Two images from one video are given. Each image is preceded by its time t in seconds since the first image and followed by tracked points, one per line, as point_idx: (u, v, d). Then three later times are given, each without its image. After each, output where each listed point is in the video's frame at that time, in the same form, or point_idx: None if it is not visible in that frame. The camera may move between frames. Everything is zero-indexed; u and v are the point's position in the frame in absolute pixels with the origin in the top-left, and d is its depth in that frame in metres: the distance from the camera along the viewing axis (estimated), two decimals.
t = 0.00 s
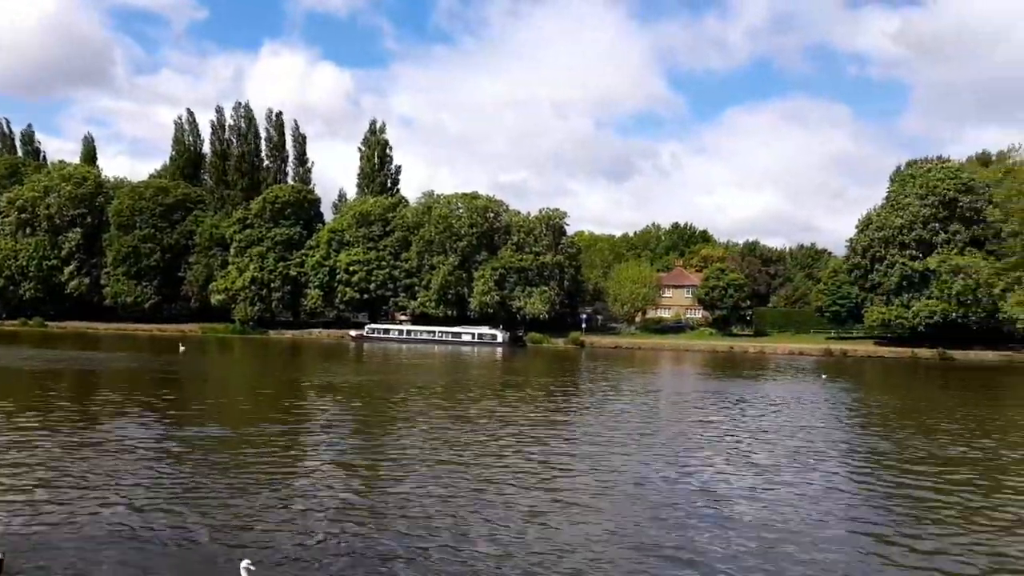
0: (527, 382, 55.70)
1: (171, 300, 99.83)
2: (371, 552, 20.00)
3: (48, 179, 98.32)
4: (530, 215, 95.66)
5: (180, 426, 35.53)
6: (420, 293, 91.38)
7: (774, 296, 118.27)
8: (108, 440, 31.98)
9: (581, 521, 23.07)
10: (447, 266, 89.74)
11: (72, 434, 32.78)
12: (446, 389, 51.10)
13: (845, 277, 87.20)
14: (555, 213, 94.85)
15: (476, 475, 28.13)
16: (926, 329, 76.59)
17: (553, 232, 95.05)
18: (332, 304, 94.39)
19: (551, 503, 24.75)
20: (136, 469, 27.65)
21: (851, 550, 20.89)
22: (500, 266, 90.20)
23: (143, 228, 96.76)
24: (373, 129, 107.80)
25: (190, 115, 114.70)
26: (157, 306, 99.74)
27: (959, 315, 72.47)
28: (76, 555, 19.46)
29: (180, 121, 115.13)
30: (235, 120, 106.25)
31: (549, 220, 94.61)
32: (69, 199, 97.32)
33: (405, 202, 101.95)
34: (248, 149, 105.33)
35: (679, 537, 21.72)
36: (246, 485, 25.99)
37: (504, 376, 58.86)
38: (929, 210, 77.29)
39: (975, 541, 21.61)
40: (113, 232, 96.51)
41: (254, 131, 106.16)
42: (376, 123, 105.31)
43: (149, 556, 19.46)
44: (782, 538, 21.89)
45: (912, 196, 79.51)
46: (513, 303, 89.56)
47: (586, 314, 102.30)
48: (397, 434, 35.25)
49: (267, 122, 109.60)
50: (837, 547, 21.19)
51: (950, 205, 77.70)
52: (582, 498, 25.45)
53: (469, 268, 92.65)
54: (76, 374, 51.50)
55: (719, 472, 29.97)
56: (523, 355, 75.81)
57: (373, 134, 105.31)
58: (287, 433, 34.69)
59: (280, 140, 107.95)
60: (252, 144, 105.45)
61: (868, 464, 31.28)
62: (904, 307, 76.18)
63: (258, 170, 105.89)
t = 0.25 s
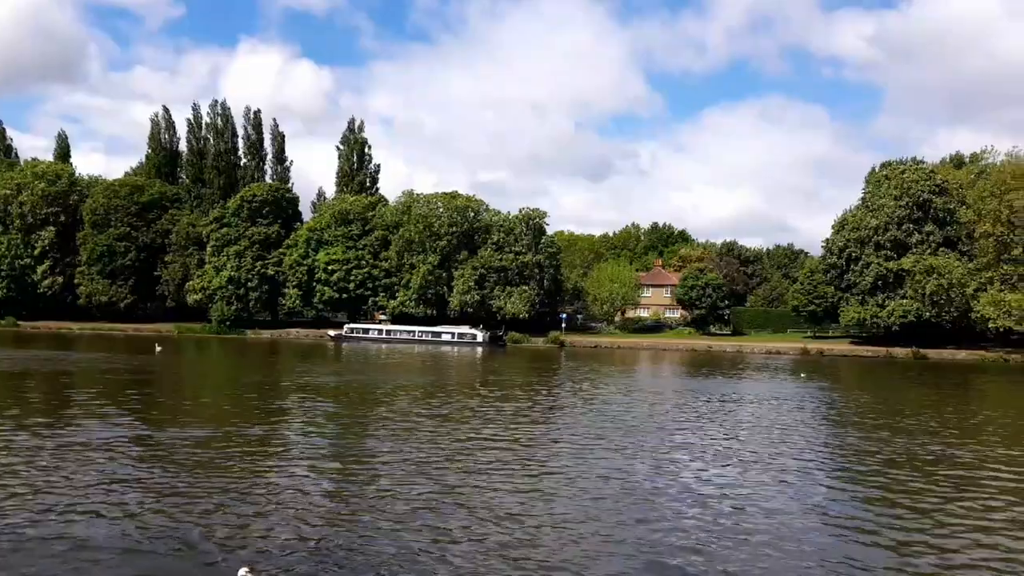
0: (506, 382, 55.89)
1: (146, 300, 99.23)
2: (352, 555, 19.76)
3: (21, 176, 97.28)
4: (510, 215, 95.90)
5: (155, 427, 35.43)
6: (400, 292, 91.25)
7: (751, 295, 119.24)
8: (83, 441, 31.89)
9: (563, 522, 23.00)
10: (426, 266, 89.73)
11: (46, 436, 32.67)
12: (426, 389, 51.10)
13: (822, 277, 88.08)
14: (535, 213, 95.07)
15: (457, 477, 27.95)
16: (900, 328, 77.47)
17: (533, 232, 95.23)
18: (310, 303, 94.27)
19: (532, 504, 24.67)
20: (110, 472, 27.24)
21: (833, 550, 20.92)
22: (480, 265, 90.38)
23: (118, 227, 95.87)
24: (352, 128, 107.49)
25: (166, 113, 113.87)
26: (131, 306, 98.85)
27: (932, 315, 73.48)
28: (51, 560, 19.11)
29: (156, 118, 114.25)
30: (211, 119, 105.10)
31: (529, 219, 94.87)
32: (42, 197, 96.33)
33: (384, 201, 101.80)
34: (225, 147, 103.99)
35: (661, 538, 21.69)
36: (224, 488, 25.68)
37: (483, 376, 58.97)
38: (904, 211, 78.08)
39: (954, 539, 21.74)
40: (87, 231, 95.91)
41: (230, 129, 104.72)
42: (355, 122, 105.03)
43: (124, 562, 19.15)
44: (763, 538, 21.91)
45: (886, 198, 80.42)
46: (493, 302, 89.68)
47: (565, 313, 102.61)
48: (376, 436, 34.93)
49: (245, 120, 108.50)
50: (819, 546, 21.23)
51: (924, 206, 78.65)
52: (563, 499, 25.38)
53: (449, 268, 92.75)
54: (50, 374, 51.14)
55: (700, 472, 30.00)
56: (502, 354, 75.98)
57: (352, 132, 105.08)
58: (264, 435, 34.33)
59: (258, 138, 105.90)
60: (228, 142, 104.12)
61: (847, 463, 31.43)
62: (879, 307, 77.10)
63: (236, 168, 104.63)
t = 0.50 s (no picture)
0: (482, 381, 56.12)
1: (117, 299, 98.49)
2: (333, 554, 19.89)
3: None
4: (487, 214, 96.09)
5: (126, 427, 35.30)
6: (376, 292, 91.02)
7: (726, 294, 120.34)
8: (53, 443, 31.73)
9: (542, 519, 23.27)
10: (403, 265, 89.71)
11: (15, 436, 32.51)
12: (402, 389, 51.15)
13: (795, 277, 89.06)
14: (513, 213, 95.25)
15: (435, 477, 28.14)
16: (871, 327, 78.65)
17: (510, 231, 95.43)
18: (285, 303, 93.93)
19: (511, 503, 24.91)
20: (85, 474, 27.08)
21: (807, 544, 21.38)
22: (457, 264, 90.51)
23: (88, 225, 95.08)
24: (327, 126, 107.09)
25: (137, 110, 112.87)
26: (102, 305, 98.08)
27: (903, 314, 74.57)
28: (31, 559, 19.04)
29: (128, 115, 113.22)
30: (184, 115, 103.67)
31: (507, 218, 95.12)
32: (10, 194, 95.29)
33: (360, 200, 101.55)
34: (198, 145, 102.68)
35: (640, 535, 22.03)
36: (202, 489, 25.66)
37: (459, 376, 59.10)
38: (875, 212, 79.19)
39: (924, 533, 22.30)
40: (56, 229, 95.01)
41: (203, 126, 103.19)
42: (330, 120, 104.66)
43: (105, 561, 19.13)
44: (739, 533, 22.33)
45: (858, 199, 81.58)
46: (470, 301, 89.78)
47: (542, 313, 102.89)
48: (353, 436, 34.97)
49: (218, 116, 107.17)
50: (793, 541, 21.67)
51: (895, 207, 79.82)
52: (541, 498, 25.64)
53: (425, 267, 92.87)
54: (19, 375, 50.73)
55: (675, 470, 30.41)
56: (479, 354, 76.13)
57: (327, 131, 104.71)
58: (239, 436, 34.25)
59: (232, 136, 104.91)
60: (201, 139, 102.60)
61: (820, 461, 32.00)
62: (851, 306, 78.12)
63: (209, 166, 103.47)
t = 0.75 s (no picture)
0: (461, 381, 56.34)
1: (90, 298, 97.79)
2: (313, 553, 19.96)
3: None
4: (466, 213, 96.30)
5: (99, 428, 35.25)
6: (354, 291, 90.88)
7: (703, 294, 121.36)
8: (26, 444, 31.64)
9: (520, 519, 23.45)
10: (382, 264, 89.69)
11: None
12: (380, 389, 51.25)
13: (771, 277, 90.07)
14: (492, 212, 95.47)
15: (413, 476, 28.34)
16: (846, 327, 79.64)
17: (490, 231, 95.71)
18: (262, 302, 93.61)
19: (489, 502, 25.06)
20: (59, 475, 27.07)
21: (782, 541, 21.72)
22: (436, 264, 90.67)
23: (61, 224, 94.92)
24: (304, 124, 106.76)
25: (111, 107, 111.99)
26: (74, 305, 97.42)
27: (876, 313, 75.67)
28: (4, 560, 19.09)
29: (101, 111, 112.22)
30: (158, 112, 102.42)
31: (486, 217, 95.29)
32: None
33: (338, 199, 101.37)
34: (173, 142, 101.62)
35: (612, 531, 22.40)
36: (179, 490, 25.60)
37: (438, 376, 59.29)
38: (850, 212, 80.26)
39: (897, 529, 22.71)
40: (28, 228, 94.62)
41: (178, 124, 102.02)
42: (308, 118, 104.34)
43: (83, 561, 19.20)
44: (715, 531, 22.62)
45: (833, 200, 82.54)
46: (449, 301, 89.91)
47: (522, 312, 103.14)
48: (331, 437, 34.92)
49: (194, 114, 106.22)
50: (769, 537, 21.99)
51: (869, 208, 80.79)
52: (519, 497, 25.81)
53: (404, 267, 92.89)
54: None
55: (652, 468, 30.69)
56: (458, 353, 76.39)
57: (304, 129, 104.45)
58: (215, 436, 34.29)
59: (208, 133, 104.25)
60: (176, 138, 101.60)
61: (795, 459, 32.41)
62: (826, 305, 79.15)
63: (185, 164, 102.46)
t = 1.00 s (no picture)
0: (437, 381, 56.39)
1: (58, 298, 96.77)
2: (286, 553, 20.07)
3: None
4: (442, 212, 96.32)
5: (68, 428, 35.06)
6: (328, 291, 90.55)
7: (678, 293, 122.30)
8: None
9: (493, 517, 23.70)
10: (356, 264, 89.48)
11: None
12: (355, 389, 51.21)
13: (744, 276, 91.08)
14: (468, 211, 95.62)
15: (388, 476, 28.50)
16: (817, 326, 80.73)
17: (466, 230, 95.82)
18: (234, 302, 93.02)
19: (462, 502, 25.28)
20: (29, 477, 26.94)
21: (750, 537, 22.16)
22: (411, 263, 90.69)
23: (28, 222, 94.42)
24: (277, 121, 106.22)
25: (80, 104, 110.81)
26: (42, 304, 96.40)
27: (847, 313, 76.77)
28: None
29: (70, 108, 110.94)
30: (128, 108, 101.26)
31: (462, 216, 95.44)
32: None
33: (312, 197, 100.95)
34: (144, 139, 100.78)
35: (585, 529, 22.72)
36: (150, 491, 25.57)
37: (413, 375, 59.32)
38: (821, 213, 81.34)
39: (862, 525, 23.23)
40: None
41: (148, 121, 101.04)
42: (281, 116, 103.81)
43: (56, 562, 19.20)
44: (685, 528, 23.02)
45: (805, 200, 83.61)
46: (425, 300, 89.91)
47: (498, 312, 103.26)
48: (304, 438, 34.92)
49: (165, 111, 105.22)
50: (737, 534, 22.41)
51: (840, 208, 81.89)
52: (492, 496, 26.05)
53: (379, 266, 92.73)
54: None
55: (623, 467, 31.04)
56: (434, 353, 76.41)
57: (277, 127, 103.93)
58: (188, 437, 34.20)
59: (178, 131, 103.36)
60: (146, 135, 100.67)
61: (765, 457, 32.93)
62: (797, 305, 80.16)
63: (155, 161, 101.51)
